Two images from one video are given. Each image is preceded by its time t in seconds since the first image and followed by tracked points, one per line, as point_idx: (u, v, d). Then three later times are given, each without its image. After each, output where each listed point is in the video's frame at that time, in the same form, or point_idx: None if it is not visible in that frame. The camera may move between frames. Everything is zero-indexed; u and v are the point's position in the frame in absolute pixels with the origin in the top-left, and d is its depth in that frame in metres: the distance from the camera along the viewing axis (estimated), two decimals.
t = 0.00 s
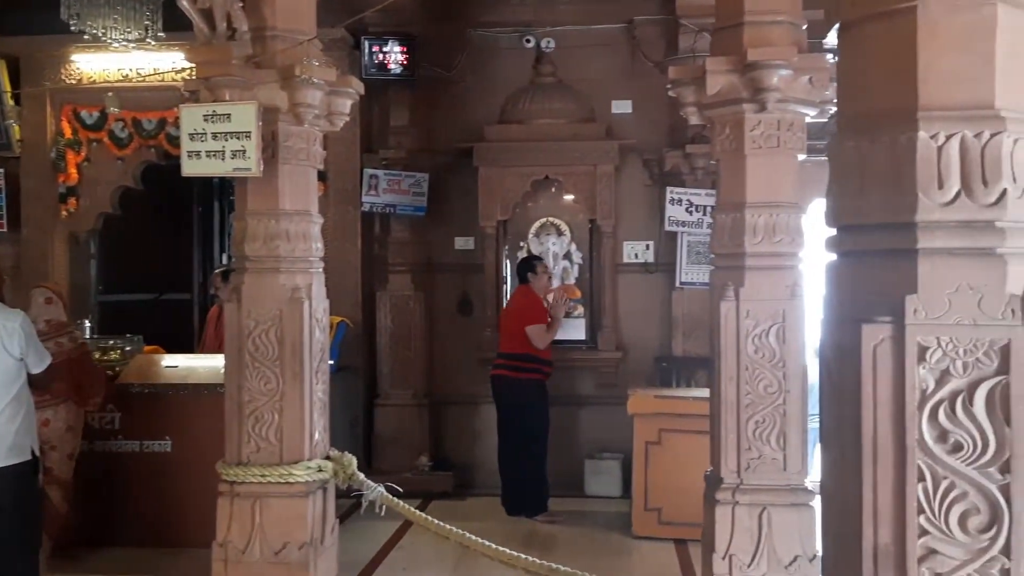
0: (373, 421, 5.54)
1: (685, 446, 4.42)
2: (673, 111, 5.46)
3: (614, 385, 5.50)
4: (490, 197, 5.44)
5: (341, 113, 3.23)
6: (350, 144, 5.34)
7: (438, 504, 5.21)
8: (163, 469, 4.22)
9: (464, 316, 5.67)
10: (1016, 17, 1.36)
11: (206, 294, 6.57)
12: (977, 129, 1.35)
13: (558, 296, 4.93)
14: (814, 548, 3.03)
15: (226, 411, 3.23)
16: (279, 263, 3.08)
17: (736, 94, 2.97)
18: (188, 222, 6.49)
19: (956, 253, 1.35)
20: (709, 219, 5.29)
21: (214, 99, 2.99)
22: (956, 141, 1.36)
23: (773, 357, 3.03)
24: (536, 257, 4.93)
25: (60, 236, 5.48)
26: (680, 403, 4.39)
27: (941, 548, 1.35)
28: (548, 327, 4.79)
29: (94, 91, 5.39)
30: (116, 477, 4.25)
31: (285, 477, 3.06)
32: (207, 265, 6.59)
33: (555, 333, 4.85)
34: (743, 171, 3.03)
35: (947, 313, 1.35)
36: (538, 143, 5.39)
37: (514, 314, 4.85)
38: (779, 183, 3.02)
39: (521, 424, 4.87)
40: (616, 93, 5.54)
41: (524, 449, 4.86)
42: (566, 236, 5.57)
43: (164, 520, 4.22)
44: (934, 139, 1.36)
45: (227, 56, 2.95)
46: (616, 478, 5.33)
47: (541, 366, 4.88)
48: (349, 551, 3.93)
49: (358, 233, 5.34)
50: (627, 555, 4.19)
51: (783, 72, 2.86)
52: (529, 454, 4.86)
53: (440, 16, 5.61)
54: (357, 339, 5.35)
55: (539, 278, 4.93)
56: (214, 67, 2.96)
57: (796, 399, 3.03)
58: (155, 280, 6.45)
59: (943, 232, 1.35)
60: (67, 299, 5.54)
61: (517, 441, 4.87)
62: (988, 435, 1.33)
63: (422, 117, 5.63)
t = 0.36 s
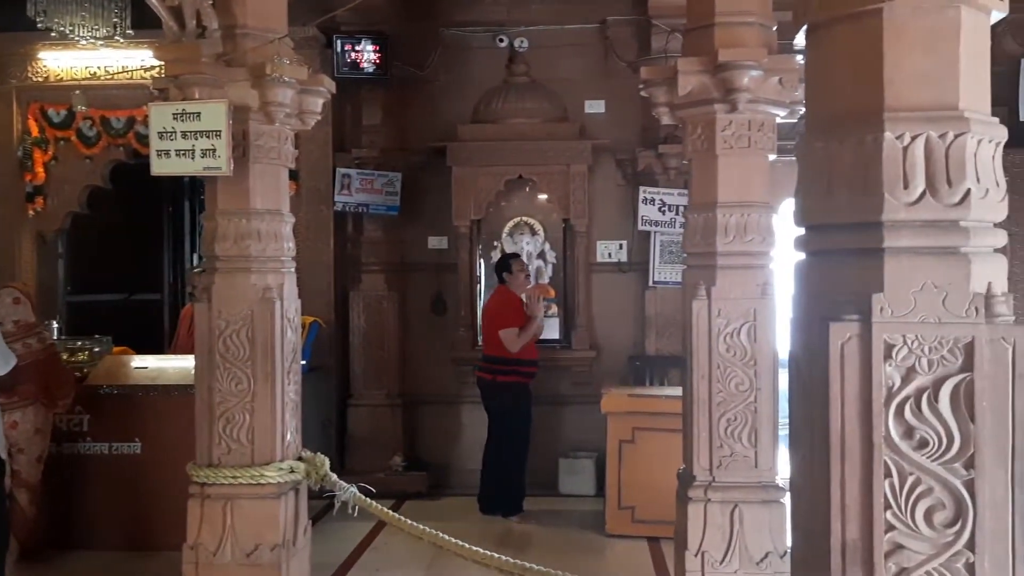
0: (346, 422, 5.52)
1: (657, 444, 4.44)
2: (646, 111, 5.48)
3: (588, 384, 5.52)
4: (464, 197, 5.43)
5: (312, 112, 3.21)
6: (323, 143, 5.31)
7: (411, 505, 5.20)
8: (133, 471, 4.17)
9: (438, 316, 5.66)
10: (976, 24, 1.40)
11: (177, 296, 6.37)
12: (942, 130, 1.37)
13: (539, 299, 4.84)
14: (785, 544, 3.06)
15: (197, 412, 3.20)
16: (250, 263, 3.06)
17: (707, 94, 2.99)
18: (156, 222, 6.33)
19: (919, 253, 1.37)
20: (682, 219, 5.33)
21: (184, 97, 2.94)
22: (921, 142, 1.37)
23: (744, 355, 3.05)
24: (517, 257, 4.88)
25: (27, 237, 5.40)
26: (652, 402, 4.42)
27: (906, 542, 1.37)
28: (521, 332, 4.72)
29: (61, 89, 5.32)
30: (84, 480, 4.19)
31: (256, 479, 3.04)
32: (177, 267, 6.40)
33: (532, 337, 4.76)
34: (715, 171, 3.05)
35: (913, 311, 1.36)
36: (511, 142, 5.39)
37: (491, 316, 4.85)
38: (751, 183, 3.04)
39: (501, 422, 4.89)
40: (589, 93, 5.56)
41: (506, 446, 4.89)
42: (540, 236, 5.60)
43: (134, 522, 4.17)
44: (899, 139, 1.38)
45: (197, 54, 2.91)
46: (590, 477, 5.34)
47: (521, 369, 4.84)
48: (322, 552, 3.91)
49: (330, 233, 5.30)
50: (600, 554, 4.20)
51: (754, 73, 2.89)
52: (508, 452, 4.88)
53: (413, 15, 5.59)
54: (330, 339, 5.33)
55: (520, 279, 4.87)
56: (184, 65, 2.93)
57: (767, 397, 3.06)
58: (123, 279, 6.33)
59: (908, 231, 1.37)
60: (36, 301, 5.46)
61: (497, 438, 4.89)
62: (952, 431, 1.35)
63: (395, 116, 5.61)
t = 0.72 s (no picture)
0: (319, 422, 5.48)
1: (631, 443, 4.46)
2: (619, 111, 5.50)
3: (562, 383, 5.53)
4: (437, 196, 5.41)
5: (284, 110, 3.18)
6: (295, 141, 5.27)
7: (385, 505, 5.18)
8: (102, 474, 4.11)
9: (412, 316, 5.64)
10: (943, 25, 1.42)
11: (148, 297, 6.28)
12: (910, 130, 1.38)
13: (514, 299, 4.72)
14: (757, 540, 3.08)
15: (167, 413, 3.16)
16: (221, 263, 3.03)
17: (680, 94, 3.00)
18: (125, 222, 6.23)
19: (888, 251, 1.39)
20: (656, 218, 5.35)
21: (153, 95, 2.93)
22: (890, 141, 1.38)
23: (717, 353, 3.07)
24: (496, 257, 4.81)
25: None
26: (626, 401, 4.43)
27: (877, 538, 1.39)
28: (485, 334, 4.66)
29: (28, 87, 5.22)
30: (52, 483, 4.13)
31: (228, 480, 3.01)
32: (148, 268, 6.29)
33: (499, 339, 4.67)
34: (687, 171, 3.06)
35: (882, 308, 1.38)
36: (485, 141, 5.38)
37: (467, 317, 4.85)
38: (723, 182, 3.06)
39: (485, 424, 4.80)
40: (563, 92, 5.57)
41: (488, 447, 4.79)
42: (514, 235, 5.59)
43: (103, 526, 4.12)
44: (869, 138, 1.39)
45: (166, 52, 2.87)
46: (565, 476, 5.36)
47: (494, 371, 4.77)
48: (295, 554, 3.88)
49: (303, 232, 5.26)
50: (576, 552, 4.20)
51: (726, 73, 2.91)
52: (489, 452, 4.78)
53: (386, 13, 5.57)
54: (303, 339, 5.29)
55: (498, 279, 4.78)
56: (153, 62, 2.89)
57: (740, 395, 3.08)
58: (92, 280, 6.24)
59: (877, 229, 1.38)
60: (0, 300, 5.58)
61: (480, 439, 4.80)
62: (921, 427, 1.37)
63: (368, 115, 5.58)
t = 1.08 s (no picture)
0: (289, 424, 5.42)
1: (604, 442, 4.46)
2: (591, 110, 5.50)
3: (534, 383, 5.52)
4: (408, 195, 5.38)
5: (252, 108, 3.14)
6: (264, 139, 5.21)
7: (356, 507, 5.15)
8: (66, 477, 4.04)
9: (383, 316, 5.60)
10: (911, 24, 1.43)
11: (113, 300, 6.16)
12: (879, 128, 1.39)
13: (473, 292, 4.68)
14: (729, 538, 3.09)
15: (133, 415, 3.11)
16: (189, 263, 2.98)
17: (651, 93, 3.00)
18: (90, 224, 6.10)
19: (859, 249, 1.39)
20: (627, 217, 5.35)
21: (117, 92, 2.88)
22: (859, 139, 1.39)
23: (688, 352, 3.08)
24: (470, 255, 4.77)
25: None
26: (599, 399, 4.44)
27: (848, 534, 1.39)
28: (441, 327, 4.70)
29: None
30: (15, 487, 4.04)
31: (197, 483, 2.97)
32: (114, 269, 6.17)
33: (453, 332, 4.67)
34: (658, 170, 3.07)
35: (853, 306, 1.38)
36: (456, 140, 5.35)
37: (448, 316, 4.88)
38: (693, 181, 3.07)
39: (467, 423, 4.74)
40: (534, 91, 5.56)
41: (463, 443, 4.74)
42: (485, 234, 5.56)
43: (67, 530, 4.04)
44: (839, 137, 1.39)
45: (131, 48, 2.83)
46: (535, 475, 5.39)
47: (461, 368, 4.74)
48: (266, 557, 3.84)
49: (271, 231, 5.20)
50: (549, 552, 4.20)
51: (697, 72, 2.91)
52: (465, 449, 4.74)
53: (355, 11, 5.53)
54: (272, 340, 5.23)
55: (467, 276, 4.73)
56: (118, 59, 2.85)
57: (711, 393, 3.10)
58: (57, 282, 6.15)
59: (847, 227, 1.39)
60: None
61: (455, 438, 4.75)
62: (891, 424, 1.38)
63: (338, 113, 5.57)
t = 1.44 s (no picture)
0: (271, 426, 5.33)
1: (591, 442, 4.41)
2: (576, 107, 5.45)
3: (519, 382, 5.46)
4: (391, 193, 5.31)
5: (231, 104, 3.06)
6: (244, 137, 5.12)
7: (339, 511, 5.07)
8: (41, 483, 3.93)
9: (367, 316, 5.53)
10: (912, 10, 1.38)
11: (90, 300, 6.04)
12: (880, 117, 1.34)
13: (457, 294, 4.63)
14: (718, 540, 3.05)
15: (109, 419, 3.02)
16: (165, 262, 2.90)
17: (639, 87, 2.95)
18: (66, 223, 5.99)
19: (859, 242, 1.34)
20: (613, 215, 5.32)
21: (91, 87, 2.79)
22: (859, 129, 1.34)
23: (677, 351, 3.04)
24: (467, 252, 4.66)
25: None
26: (586, 398, 4.39)
27: (850, 539, 1.34)
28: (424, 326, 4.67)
29: None
30: None
31: (175, 488, 2.88)
32: (92, 269, 6.04)
33: (433, 331, 4.63)
34: (646, 166, 3.02)
35: (854, 302, 1.33)
36: (439, 137, 5.29)
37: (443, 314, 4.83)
38: (682, 177, 3.02)
39: (453, 423, 4.68)
40: (518, 88, 5.50)
41: (449, 444, 4.68)
42: (469, 233, 5.49)
43: (42, 537, 3.95)
44: (838, 126, 1.34)
45: (106, 42, 2.73)
46: (522, 477, 5.32)
47: (449, 368, 4.69)
48: (246, 563, 3.76)
49: (251, 231, 5.10)
50: (536, 555, 4.14)
51: (685, 66, 2.86)
52: (450, 450, 4.68)
53: (336, 7, 5.46)
54: (253, 340, 5.14)
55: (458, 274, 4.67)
56: (92, 53, 2.74)
57: (700, 392, 3.05)
58: (34, 283, 6.04)
59: (847, 220, 1.34)
60: None
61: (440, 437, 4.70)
62: (894, 424, 1.33)
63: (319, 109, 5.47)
